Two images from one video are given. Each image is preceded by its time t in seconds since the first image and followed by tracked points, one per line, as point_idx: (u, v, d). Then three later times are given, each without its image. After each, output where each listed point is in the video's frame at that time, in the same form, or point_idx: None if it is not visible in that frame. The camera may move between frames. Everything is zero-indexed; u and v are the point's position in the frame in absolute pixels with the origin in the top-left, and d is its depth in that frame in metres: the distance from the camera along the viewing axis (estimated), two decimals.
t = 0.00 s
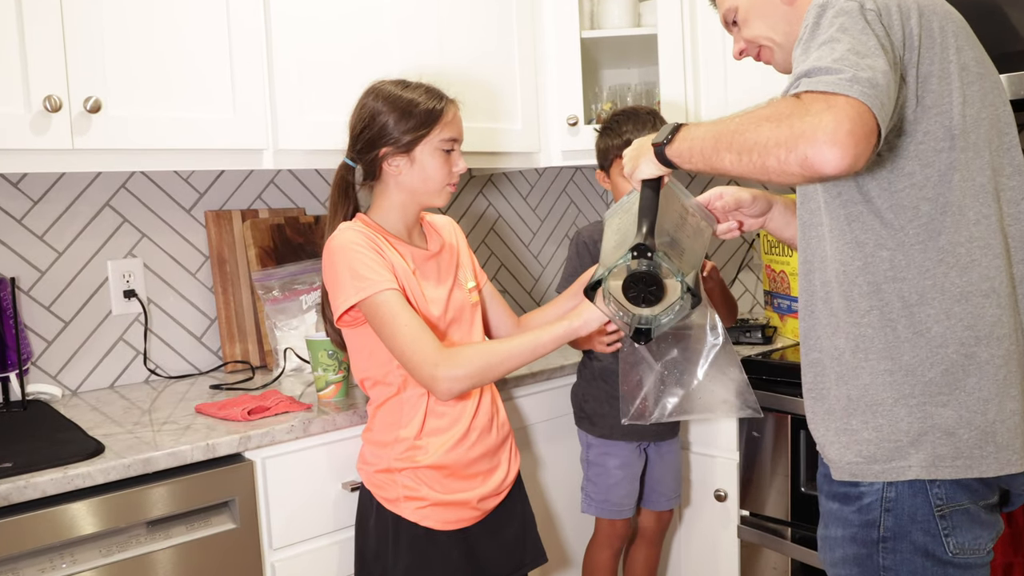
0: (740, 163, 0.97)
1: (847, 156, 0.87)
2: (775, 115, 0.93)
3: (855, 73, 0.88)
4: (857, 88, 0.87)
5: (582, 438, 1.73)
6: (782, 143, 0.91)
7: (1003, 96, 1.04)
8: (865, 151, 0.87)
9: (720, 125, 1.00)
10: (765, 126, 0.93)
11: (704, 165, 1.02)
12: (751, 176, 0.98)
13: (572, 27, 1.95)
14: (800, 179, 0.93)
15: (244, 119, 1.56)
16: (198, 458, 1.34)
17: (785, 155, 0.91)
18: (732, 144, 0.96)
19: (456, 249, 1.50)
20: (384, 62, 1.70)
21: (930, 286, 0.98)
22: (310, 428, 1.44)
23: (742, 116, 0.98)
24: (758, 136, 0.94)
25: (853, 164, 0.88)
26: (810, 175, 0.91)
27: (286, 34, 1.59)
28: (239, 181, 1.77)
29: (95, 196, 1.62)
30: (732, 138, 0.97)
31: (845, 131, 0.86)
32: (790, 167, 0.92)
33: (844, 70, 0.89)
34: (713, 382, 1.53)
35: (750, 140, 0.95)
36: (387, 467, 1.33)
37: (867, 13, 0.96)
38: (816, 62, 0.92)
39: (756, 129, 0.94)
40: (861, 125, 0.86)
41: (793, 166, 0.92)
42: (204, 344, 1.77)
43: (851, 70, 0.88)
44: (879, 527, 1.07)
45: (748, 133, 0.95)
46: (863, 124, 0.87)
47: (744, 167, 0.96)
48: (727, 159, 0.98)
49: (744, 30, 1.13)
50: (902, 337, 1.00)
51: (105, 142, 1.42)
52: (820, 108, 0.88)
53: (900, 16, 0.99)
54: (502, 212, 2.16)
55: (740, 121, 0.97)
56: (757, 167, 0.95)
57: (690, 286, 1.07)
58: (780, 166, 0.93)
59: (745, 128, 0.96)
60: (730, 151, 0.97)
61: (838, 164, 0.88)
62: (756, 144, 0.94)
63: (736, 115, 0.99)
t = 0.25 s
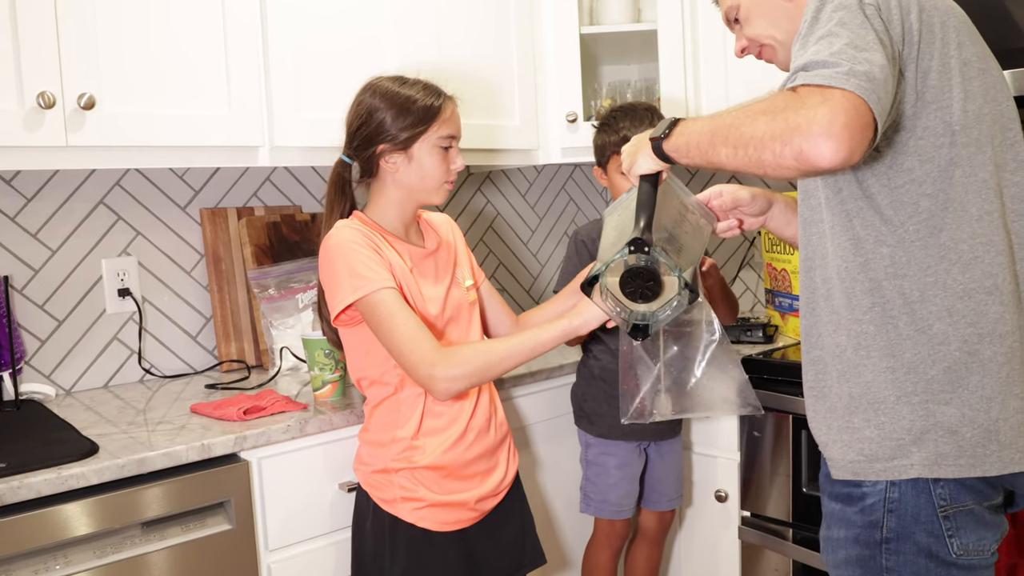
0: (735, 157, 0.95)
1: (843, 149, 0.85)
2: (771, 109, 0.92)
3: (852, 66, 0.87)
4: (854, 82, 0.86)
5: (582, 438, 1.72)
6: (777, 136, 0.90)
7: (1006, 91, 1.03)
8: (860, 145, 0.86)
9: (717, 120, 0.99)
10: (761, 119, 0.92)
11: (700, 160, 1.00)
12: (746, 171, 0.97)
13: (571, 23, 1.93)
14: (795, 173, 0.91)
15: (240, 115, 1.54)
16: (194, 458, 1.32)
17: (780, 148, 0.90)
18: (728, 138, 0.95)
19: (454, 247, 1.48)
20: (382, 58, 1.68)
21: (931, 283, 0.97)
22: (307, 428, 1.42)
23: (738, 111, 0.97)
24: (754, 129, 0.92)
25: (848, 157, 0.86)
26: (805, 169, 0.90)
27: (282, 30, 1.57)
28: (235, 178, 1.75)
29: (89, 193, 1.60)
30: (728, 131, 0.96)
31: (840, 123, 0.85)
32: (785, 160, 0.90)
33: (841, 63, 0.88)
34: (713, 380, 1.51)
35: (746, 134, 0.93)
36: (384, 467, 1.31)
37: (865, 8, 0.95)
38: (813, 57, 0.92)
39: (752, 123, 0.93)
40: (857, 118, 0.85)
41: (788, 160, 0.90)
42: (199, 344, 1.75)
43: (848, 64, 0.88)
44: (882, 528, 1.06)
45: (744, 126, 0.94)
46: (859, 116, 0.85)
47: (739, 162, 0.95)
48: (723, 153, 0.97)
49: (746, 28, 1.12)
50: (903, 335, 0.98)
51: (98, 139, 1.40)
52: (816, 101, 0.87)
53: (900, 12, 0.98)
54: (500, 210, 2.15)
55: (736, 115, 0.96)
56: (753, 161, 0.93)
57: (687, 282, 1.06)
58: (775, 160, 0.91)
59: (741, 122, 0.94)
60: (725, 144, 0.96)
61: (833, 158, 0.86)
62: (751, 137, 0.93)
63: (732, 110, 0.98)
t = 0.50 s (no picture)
0: (735, 154, 0.94)
1: (844, 146, 0.84)
2: (771, 106, 0.90)
3: (853, 63, 0.85)
4: (854, 79, 0.84)
5: (581, 438, 1.70)
6: (777, 134, 0.89)
7: (1009, 86, 1.01)
8: (861, 142, 0.84)
9: (717, 117, 0.97)
10: (761, 116, 0.91)
11: (700, 157, 0.99)
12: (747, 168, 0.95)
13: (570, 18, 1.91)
14: (796, 170, 0.90)
15: (236, 112, 1.53)
16: (189, 458, 1.31)
17: (781, 145, 0.89)
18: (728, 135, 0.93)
19: (451, 245, 1.47)
20: (379, 55, 1.67)
21: (933, 281, 0.95)
22: (303, 428, 1.41)
23: (738, 108, 0.95)
24: (754, 127, 0.91)
25: (849, 155, 0.85)
26: (806, 166, 0.88)
27: (278, 25, 1.56)
28: (230, 176, 1.74)
29: (83, 190, 1.59)
30: (728, 128, 0.94)
31: (841, 121, 0.83)
32: (786, 157, 0.89)
33: (842, 60, 0.86)
34: (715, 379, 1.49)
35: (746, 131, 0.92)
36: (381, 468, 1.30)
37: (866, 4, 0.94)
38: (814, 53, 0.90)
39: (752, 120, 0.92)
40: (858, 115, 0.84)
41: (789, 157, 0.89)
42: (194, 343, 1.74)
43: (849, 60, 0.86)
44: (884, 528, 1.04)
45: (744, 123, 0.92)
46: (860, 113, 0.84)
47: (740, 159, 0.94)
48: (723, 150, 0.95)
49: (747, 24, 1.10)
50: (905, 333, 0.97)
51: (92, 136, 1.39)
52: (816, 98, 0.86)
53: (901, 7, 0.97)
54: (498, 207, 2.13)
55: (736, 112, 0.94)
56: (753, 158, 0.92)
57: (687, 281, 1.04)
58: (776, 157, 0.90)
59: (741, 119, 0.93)
60: (725, 142, 0.95)
61: (834, 155, 0.85)
62: (751, 135, 0.91)
63: (732, 107, 0.96)
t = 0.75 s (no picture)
0: (735, 151, 0.93)
1: (845, 143, 0.83)
2: (772, 102, 0.89)
3: (853, 59, 0.84)
4: (855, 75, 0.83)
5: (580, 438, 1.69)
6: (777, 131, 0.87)
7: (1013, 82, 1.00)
8: (862, 139, 0.83)
9: (718, 113, 0.96)
10: (761, 113, 0.89)
11: (700, 155, 0.98)
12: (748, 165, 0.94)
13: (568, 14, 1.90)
14: (797, 168, 0.88)
15: (231, 108, 1.51)
16: (184, 458, 1.29)
17: (781, 142, 0.87)
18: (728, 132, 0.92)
19: (449, 243, 1.45)
20: (376, 51, 1.65)
21: (936, 278, 0.94)
22: (299, 428, 1.39)
23: (739, 104, 0.94)
24: (754, 123, 0.90)
25: (850, 152, 0.83)
26: (807, 163, 0.87)
27: (274, 21, 1.54)
28: (225, 173, 1.72)
29: (77, 188, 1.57)
30: (728, 125, 0.93)
31: (841, 118, 0.82)
32: (786, 154, 0.88)
33: (842, 56, 0.85)
34: (716, 378, 1.48)
35: (746, 127, 0.91)
36: (378, 468, 1.28)
37: None
38: (815, 49, 0.88)
39: (752, 116, 0.90)
40: (858, 112, 0.82)
41: (789, 154, 0.87)
42: (189, 342, 1.72)
43: (850, 56, 0.84)
44: (886, 529, 1.03)
45: (744, 120, 0.91)
46: (861, 110, 0.82)
47: (740, 156, 0.92)
48: (723, 147, 0.94)
49: (747, 21, 1.09)
50: (907, 332, 0.96)
51: (86, 133, 1.37)
52: (816, 95, 0.84)
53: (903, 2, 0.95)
54: (497, 205, 2.12)
55: (736, 109, 0.93)
56: (753, 156, 0.91)
57: (689, 279, 1.02)
58: (776, 154, 0.88)
59: (742, 115, 0.92)
60: (725, 139, 0.93)
61: (835, 152, 0.83)
62: (751, 131, 0.90)
63: (733, 103, 0.95)
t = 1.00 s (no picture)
0: (732, 145, 0.91)
1: (842, 137, 0.82)
2: (769, 96, 0.88)
3: (851, 52, 0.83)
4: (854, 68, 0.82)
5: (579, 438, 1.68)
6: (775, 124, 0.86)
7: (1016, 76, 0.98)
8: (860, 133, 0.82)
9: (716, 108, 0.95)
10: (759, 106, 0.88)
11: (697, 148, 0.96)
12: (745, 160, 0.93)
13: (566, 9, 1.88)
14: (794, 162, 0.87)
15: (227, 104, 1.49)
16: (179, 459, 1.28)
17: (778, 136, 0.86)
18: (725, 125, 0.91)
19: (447, 240, 1.44)
20: (373, 46, 1.64)
21: (937, 275, 0.93)
22: (296, 428, 1.38)
23: (737, 98, 0.92)
24: (752, 116, 0.88)
25: (847, 146, 0.82)
26: (804, 157, 0.86)
27: (270, 16, 1.53)
28: (221, 170, 1.71)
29: (71, 185, 1.56)
30: (726, 119, 0.92)
31: (838, 111, 0.81)
32: (783, 148, 0.86)
33: (840, 49, 0.84)
34: (716, 378, 1.47)
35: (744, 121, 0.89)
36: (376, 468, 1.27)
37: None
38: (813, 44, 0.88)
39: (749, 110, 0.89)
40: (856, 105, 0.81)
41: (786, 148, 0.86)
42: (184, 341, 1.70)
43: (847, 50, 0.84)
44: (889, 530, 1.01)
45: (742, 113, 0.90)
46: (859, 104, 0.81)
47: (737, 151, 0.91)
48: (721, 141, 0.93)
49: (747, 18, 1.08)
50: (909, 329, 0.94)
51: (80, 130, 1.36)
52: (813, 88, 0.83)
53: None
54: (495, 202, 2.11)
55: (734, 103, 0.92)
56: (750, 149, 0.89)
57: (688, 275, 1.01)
58: (772, 148, 0.87)
59: (739, 109, 0.90)
60: (723, 132, 0.92)
61: (832, 146, 0.82)
62: (748, 125, 0.89)
63: (731, 97, 0.94)
